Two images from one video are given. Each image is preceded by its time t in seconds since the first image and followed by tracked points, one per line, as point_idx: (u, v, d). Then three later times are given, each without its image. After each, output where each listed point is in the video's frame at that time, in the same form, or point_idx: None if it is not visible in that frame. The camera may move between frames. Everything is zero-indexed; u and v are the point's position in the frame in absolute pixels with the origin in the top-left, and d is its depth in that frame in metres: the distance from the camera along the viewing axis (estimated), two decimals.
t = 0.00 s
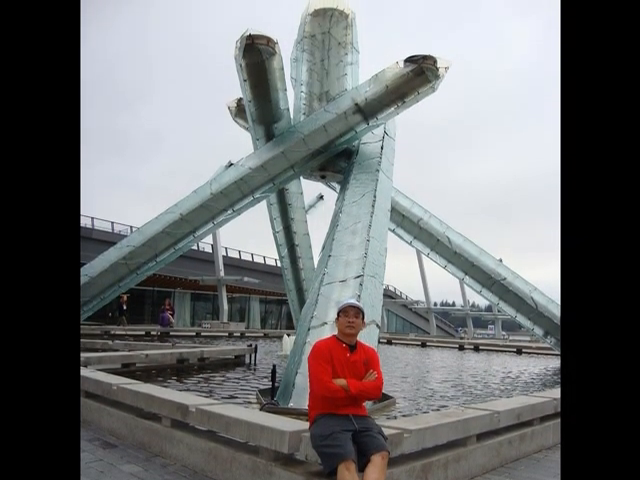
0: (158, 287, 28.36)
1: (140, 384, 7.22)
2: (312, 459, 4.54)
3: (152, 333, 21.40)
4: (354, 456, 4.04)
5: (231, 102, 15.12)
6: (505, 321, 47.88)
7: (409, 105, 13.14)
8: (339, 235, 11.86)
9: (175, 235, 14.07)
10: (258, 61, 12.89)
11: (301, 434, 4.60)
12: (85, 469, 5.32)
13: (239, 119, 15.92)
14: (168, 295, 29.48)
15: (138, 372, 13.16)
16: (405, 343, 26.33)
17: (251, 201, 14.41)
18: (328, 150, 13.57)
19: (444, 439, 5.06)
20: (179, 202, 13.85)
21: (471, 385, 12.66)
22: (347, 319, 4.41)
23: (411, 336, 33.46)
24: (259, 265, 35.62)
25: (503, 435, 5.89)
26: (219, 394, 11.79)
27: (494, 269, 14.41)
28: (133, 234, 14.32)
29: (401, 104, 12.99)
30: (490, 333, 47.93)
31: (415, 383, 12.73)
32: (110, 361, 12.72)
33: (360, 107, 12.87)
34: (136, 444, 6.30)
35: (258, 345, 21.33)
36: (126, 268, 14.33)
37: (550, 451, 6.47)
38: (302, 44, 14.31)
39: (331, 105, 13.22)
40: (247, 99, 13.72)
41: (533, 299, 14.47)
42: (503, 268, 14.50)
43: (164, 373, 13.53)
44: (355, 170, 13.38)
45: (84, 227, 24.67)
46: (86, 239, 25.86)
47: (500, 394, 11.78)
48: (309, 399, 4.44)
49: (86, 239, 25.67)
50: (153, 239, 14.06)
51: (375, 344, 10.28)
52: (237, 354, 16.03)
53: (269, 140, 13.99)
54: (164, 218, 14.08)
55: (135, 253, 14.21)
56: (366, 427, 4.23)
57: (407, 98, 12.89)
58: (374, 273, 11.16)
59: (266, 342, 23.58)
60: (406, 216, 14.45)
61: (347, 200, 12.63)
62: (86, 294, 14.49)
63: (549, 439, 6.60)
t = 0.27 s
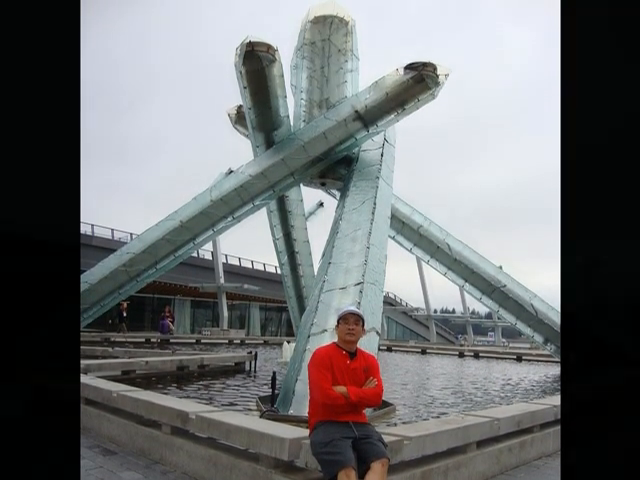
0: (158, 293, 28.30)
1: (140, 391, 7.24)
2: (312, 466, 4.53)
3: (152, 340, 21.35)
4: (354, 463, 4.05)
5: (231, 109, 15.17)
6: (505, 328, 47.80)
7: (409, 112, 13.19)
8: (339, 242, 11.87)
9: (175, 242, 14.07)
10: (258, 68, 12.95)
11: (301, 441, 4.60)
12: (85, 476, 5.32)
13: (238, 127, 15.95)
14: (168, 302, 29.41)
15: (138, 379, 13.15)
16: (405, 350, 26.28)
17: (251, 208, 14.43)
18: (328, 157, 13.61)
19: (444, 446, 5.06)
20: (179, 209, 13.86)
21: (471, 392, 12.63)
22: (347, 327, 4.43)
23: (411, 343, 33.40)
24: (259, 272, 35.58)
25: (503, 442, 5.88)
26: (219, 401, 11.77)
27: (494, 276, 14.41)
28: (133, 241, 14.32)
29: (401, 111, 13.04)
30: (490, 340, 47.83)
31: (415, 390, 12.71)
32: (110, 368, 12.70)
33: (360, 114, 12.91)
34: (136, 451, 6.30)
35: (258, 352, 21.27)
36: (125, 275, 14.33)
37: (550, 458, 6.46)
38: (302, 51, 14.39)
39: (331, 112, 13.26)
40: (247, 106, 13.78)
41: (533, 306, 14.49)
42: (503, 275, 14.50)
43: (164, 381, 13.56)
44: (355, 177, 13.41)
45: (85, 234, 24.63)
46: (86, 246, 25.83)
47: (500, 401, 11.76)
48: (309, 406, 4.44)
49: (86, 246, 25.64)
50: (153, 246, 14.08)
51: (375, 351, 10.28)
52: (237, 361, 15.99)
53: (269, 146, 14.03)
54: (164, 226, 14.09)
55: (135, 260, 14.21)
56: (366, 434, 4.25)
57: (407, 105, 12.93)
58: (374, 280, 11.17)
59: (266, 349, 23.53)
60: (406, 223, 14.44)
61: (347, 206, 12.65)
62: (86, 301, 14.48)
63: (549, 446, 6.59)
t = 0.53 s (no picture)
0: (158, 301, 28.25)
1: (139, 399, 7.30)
2: (313, 472, 4.55)
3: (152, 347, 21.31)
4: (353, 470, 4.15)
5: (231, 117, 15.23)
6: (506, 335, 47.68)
7: (408, 120, 13.27)
8: (339, 249, 11.90)
9: (175, 249, 14.09)
10: (259, 76, 13.09)
11: (301, 448, 4.61)
12: None
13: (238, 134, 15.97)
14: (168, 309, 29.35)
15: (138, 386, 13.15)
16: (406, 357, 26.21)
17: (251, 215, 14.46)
18: (328, 164, 13.69)
19: (444, 453, 5.08)
20: (179, 216, 13.89)
21: (472, 399, 12.62)
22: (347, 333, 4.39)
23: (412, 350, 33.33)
24: (259, 279, 35.53)
25: (503, 449, 5.89)
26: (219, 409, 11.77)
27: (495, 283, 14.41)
28: (133, 248, 14.34)
29: (400, 118, 13.12)
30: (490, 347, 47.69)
31: (415, 397, 12.70)
32: (110, 375, 12.70)
33: (360, 121, 12.97)
34: (136, 458, 6.32)
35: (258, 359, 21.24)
36: (125, 282, 14.33)
37: (550, 465, 6.46)
38: (301, 58, 14.40)
39: (330, 119, 13.31)
40: (247, 113, 13.92)
41: (533, 313, 14.41)
42: (503, 282, 14.51)
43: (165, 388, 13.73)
44: (355, 184, 13.46)
45: (85, 241, 24.63)
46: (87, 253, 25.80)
47: (500, 408, 11.75)
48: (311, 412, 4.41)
49: (87, 253, 25.61)
50: (153, 253, 14.09)
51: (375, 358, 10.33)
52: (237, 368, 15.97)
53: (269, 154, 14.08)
54: (164, 233, 14.12)
55: (135, 267, 14.22)
56: (366, 442, 4.29)
57: (406, 112, 12.99)
58: (374, 287, 11.20)
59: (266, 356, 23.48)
60: (406, 229, 14.49)
61: (347, 213, 12.69)
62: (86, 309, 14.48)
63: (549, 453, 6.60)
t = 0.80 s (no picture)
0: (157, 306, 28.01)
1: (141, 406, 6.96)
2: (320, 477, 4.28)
3: (153, 354, 20.99)
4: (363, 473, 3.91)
5: (224, 117, 14.87)
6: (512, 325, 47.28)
7: (408, 119, 12.96)
8: (339, 246, 11.60)
9: (174, 254, 13.77)
10: (253, 77, 12.67)
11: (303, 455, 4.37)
12: None
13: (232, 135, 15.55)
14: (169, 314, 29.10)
15: (140, 395, 12.85)
16: (412, 352, 25.91)
17: (249, 218, 14.14)
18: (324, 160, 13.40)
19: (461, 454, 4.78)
20: (175, 220, 13.58)
21: (482, 390, 12.32)
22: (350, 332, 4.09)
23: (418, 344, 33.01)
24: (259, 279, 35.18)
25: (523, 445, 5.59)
26: (224, 413, 11.47)
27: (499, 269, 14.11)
28: (130, 255, 14.04)
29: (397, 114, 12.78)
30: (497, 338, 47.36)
31: (424, 392, 12.40)
32: (112, 383, 12.41)
33: (355, 117, 12.65)
34: (138, 467, 6.03)
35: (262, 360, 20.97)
36: (124, 289, 14.02)
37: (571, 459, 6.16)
38: (291, 55, 13.49)
39: (326, 117, 13.02)
40: (241, 113, 13.57)
41: (540, 296, 14.16)
42: (508, 267, 14.20)
43: (167, 395, 13.40)
44: (353, 183, 13.16)
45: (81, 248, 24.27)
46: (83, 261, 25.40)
47: (512, 398, 11.45)
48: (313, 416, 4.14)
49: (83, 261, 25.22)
50: (151, 259, 13.77)
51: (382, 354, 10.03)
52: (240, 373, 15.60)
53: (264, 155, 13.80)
54: (161, 238, 13.79)
55: (133, 274, 13.89)
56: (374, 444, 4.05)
57: (404, 109, 12.68)
58: (376, 282, 10.94)
59: (269, 359, 23.17)
60: (405, 220, 14.19)
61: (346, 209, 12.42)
62: (86, 316, 14.22)
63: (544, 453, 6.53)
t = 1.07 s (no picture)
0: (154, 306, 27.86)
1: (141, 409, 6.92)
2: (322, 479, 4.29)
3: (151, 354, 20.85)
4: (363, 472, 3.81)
5: (220, 115, 14.75)
6: (513, 324, 47.07)
7: (401, 107, 12.72)
8: (337, 245, 11.47)
9: (170, 253, 13.62)
10: (246, 73, 12.54)
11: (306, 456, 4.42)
12: None
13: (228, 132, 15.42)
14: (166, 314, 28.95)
15: (137, 397, 12.73)
16: (412, 350, 25.75)
17: (245, 216, 13.96)
18: (322, 159, 13.16)
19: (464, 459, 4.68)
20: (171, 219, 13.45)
21: (483, 391, 12.21)
22: (348, 331, 3.98)
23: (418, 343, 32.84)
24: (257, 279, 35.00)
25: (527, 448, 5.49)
26: (223, 416, 11.37)
27: (502, 271, 13.94)
28: (126, 254, 13.90)
29: (392, 108, 12.63)
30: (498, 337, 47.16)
31: (425, 393, 12.29)
32: (109, 386, 12.30)
33: (351, 113, 12.49)
34: (136, 472, 5.94)
35: (260, 361, 20.80)
36: (120, 289, 13.87)
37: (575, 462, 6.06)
38: (288, 53, 13.78)
39: (320, 113, 12.82)
40: (236, 111, 13.43)
41: (540, 296, 13.95)
42: (510, 268, 14.05)
43: (166, 396, 13.28)
44: (350, 178, 12.99)
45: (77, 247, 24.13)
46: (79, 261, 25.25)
47: (513, 399, 11.34)
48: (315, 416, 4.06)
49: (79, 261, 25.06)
50: (147, 257, 13.62)
51: (381, 354, 9.86)
52: (239, 372, 15.45)
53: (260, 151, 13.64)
54: (158, 236, 13.66)
55: (129, 274, 13.74)
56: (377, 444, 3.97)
57: (397, 102, 12.52)
58: (376, 282, 10.79)
59: (268, 357, 23.03)
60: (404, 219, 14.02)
61: (344, 207, 12.27)
62: (82, 315, 14.08)
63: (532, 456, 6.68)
